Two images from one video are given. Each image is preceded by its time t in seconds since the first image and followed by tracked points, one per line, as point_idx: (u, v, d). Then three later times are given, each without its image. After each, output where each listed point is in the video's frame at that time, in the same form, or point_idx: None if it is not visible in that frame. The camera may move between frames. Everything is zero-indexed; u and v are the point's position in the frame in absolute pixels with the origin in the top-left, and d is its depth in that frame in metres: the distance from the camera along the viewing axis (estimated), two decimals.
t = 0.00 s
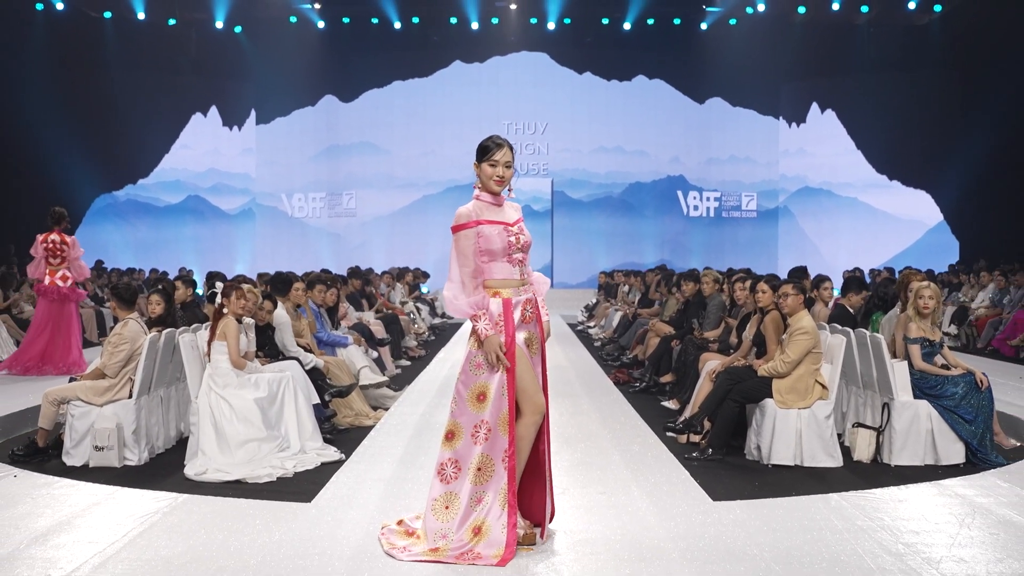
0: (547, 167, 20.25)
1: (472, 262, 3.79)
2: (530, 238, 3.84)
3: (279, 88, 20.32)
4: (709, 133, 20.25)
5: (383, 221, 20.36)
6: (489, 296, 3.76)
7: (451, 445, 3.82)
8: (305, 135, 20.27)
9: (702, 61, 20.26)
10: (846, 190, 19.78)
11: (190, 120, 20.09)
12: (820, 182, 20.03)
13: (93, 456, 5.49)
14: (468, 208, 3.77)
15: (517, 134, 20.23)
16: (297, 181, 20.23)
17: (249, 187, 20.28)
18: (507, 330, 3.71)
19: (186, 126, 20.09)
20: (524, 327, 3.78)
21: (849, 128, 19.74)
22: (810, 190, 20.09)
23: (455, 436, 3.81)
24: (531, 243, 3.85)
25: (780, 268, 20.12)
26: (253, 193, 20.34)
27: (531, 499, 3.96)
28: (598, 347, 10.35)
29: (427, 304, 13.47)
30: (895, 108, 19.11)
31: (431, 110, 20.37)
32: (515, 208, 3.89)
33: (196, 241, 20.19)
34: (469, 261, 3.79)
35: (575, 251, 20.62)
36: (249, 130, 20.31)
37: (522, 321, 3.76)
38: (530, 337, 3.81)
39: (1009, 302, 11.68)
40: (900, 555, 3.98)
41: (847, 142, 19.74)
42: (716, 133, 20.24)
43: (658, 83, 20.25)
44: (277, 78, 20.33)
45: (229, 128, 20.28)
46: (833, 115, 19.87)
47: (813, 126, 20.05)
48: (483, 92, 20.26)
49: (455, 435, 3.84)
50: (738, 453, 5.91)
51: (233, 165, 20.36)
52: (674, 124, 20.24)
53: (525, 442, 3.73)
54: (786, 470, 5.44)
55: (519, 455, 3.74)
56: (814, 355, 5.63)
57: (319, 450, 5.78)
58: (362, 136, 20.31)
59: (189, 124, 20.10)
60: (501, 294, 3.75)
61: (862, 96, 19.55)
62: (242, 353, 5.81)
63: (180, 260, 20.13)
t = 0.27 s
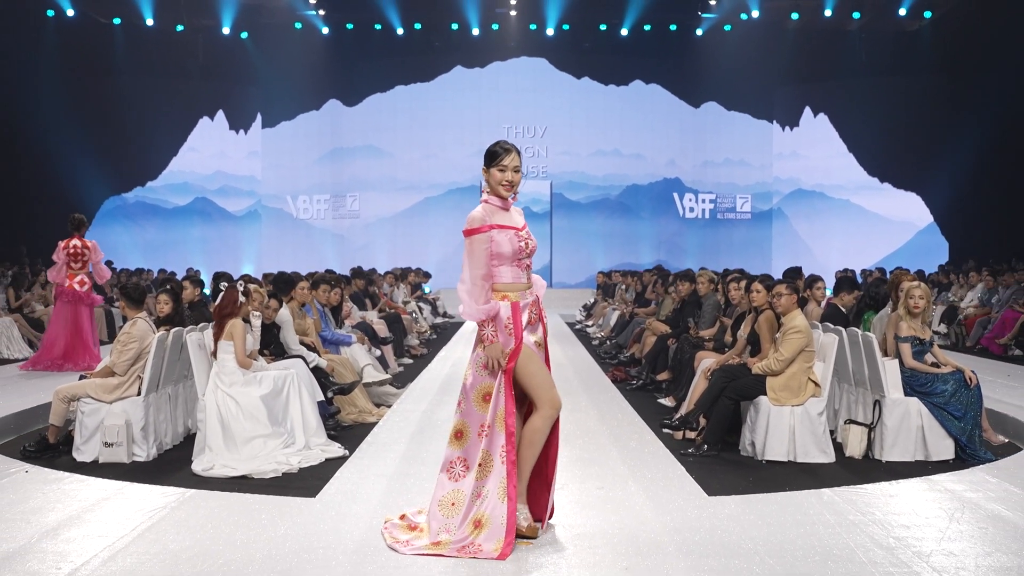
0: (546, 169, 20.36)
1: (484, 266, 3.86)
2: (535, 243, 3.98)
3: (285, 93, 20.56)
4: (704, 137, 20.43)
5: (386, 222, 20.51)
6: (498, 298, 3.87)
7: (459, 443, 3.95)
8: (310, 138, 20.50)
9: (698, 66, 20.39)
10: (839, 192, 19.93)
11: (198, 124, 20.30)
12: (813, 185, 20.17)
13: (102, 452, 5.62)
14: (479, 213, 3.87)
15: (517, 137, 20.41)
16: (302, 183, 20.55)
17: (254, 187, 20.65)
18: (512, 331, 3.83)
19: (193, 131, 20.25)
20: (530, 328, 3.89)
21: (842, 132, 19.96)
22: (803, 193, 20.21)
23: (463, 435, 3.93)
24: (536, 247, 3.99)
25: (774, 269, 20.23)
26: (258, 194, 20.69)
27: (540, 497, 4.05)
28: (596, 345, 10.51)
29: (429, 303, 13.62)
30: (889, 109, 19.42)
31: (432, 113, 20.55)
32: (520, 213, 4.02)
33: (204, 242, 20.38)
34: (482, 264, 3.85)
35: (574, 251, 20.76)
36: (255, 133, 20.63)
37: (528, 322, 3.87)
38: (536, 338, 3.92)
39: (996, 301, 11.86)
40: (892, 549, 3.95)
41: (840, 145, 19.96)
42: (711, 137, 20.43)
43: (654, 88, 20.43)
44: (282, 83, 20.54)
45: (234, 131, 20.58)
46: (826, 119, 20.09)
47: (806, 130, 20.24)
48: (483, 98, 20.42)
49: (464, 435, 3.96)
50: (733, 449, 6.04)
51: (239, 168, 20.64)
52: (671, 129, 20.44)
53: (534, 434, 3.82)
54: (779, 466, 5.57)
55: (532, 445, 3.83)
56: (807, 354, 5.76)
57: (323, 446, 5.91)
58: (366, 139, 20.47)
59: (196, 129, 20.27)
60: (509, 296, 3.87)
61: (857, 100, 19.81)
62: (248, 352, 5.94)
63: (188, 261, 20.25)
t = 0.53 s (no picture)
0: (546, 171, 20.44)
1: (502, 262, 3.76)
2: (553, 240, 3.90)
3: (288, 97, 20.70)
4: (699, 141, 20.50)
5: (388, 224, 20.63)
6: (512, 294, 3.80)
7: (466, 433, 3.88)
8: (313, 141, 20.62)
9: (694, 71, 20.59)
10: (832, 194, 20.16)
11: (203, 127, 20.41)
12: (807, 186, 20.32)
13: (110, 449, 5.74)
14: (501, 209, 3.75)
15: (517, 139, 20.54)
16: (305, 184, 20.62)
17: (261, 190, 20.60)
18: (526, 325, 3.78)
19: (200, 133, 20.40)
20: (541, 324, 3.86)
21: (836, 134, 20.15)
22: (798, 194, 20.35)
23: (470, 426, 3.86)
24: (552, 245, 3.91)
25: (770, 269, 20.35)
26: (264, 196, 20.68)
27: (542, 493, 4.04)
28: (594, 345, 10.65)
29: (431, 302, 13.75)
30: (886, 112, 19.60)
31: (433, 116, 20.70)
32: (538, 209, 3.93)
33: (209, 242, 20.48)
34: (500, 261, 3.75)
35: (574, 252, 20.86)
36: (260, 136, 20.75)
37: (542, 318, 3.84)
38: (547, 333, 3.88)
39: (987, 300, 11.99)
40: (884, 543, 3.93)
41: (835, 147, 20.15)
42: (706, 141, 20.50)
43: (651, 92, 20.58)
44: (285, 87, 20.68)
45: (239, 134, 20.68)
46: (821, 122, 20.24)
47: (801, 132, 20.38)
48: (482, 104, 20.59)
49: (471, 425, 3.89)
50: (729, 445, 6.16)
51: (244, 170, 20.75)
52: (668, 133, 20.56)
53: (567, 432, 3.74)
54: (774, 462, 5.68)
55: (567, 440, 3.74)
56: (801, 352, 5.87)
57: (327, 442, 6.02)
58: (369, 142, 20.61)
59: (201, 131, 20.40)
60: (525, 293, 3.81)
61: (853, 104, 19.96)
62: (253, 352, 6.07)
63: (194, 261, 20.36)
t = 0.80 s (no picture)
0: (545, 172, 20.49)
1: (533, 265, 3.72)
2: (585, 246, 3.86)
3: (289, 97, 20.74)
4: (697, 141, 20.54)
5: (389, 224, 20.65)
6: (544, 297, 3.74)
7: (485, 429, 3.80)
8: (313, 141, 20.66)
9: (693, 71, 20.62)
10: (830, 195, 20.19)
11: (204, 128, 20.40)
12: (806, 187, 20.42)
13: (112, 448, 5.76)
14: (534, 214, 3.74)
15: (517, 140, 20.57)
16: (305, 185, 20.67)
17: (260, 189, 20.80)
18: (559, 329, 3.72)
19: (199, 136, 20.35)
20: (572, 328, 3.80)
21: (835, 135, 20.18)
22: (796, 194, 20.47)
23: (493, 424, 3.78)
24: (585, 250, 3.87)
25: (769, 270, 20.45)
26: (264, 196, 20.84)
27: (548, 489, 4.06)
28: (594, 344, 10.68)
29: (431, 302, 13.77)
30: (886, 113, 19.58)
31: (432, 116, 20.72)
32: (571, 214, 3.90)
33: (211, 243, 20.46)
34: (533, 263, 3.72)
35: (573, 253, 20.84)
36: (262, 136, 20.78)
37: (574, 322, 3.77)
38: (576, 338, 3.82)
39: (985, 300, 12.03)
40: (882, 542, 3.96)
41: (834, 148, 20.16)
42: (704, 141, 20.55)
43: (650, 93, 20.62)
44: (286, 87, 20.71)
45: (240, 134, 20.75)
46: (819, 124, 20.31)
47: (799, 134, 20.52)
48: (482, 104, 20.63)
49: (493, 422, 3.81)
50: (728, 445, 6.18)
51: (246, 170, 20.81)
52: (667, 133, 20.58)
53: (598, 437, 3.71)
54: (772, 461, 5.71)
55: (596, 446, 3.71)
56: (800, 352, 5.90)
57: (328, 442, 6.04)
58: (369, 142, 20.64)
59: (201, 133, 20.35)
60: (559, 296, 3.75)
61: (853, 105, 19.98)
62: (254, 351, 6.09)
63: (196, 261, 20.29)
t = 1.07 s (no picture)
0: (545, 172, 20.52)
1: (585, 262, 3.67)
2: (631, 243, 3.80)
3: (289, 97, 20.74)
4: (697, 141, 20.54)
5: (388, 224, 20.64)
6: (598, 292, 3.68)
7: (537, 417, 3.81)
8: (313, 141, 20.66)
9: (692, 71, 20.62)
10: (830, 195, 20.15)
11: (203, 128, 20.34)
12: (805, 187, 20.42)
13: (112, 448, 5.76)
14: (580, 212, 3.70)
15: (517, 140, 20.59)
16: (305, 185, 20.68)
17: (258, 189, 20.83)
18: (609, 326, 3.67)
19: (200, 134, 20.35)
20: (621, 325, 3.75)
21: (834, 135, 20.15)
22: (795, 194, 20.48)
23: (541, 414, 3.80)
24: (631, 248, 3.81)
25: (768, 270, 20.47)
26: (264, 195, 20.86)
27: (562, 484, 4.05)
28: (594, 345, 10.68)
29: (430, 302, 13.79)
30: (886, 113, 19.58)
31: (432, 116, 20.73)
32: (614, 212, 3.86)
33: (210, 243, 20.39)
34: (585, 261, 3.67)
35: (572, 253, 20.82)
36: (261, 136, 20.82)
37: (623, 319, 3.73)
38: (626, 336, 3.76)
39: (985, 301, 12.04)
40: (881, 542, 3.96)
41: (833, 148, 20.13)
42: (704, 141, 20.55)
43: (650, 93, 20.60)
44: (286, 88, 20.72)
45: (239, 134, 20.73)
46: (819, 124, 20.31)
47: (799, 134, 20.52)
48: (481, 104, 20.63)
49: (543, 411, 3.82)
50: (727, 445, 6.18)
51: (246, 170, 20.79)
52: (667, 133, 20.57)
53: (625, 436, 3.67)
54: (771, 461, 5.71)
55: (612, 448, 3.70)
56: (800, 352, 5.90)
57: (327, 442, 6.04)
58: (369, 142, 20.63)
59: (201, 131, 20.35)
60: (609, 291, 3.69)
61: (853, 105, 19.95)
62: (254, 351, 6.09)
63: (196, 261, 20.26)
